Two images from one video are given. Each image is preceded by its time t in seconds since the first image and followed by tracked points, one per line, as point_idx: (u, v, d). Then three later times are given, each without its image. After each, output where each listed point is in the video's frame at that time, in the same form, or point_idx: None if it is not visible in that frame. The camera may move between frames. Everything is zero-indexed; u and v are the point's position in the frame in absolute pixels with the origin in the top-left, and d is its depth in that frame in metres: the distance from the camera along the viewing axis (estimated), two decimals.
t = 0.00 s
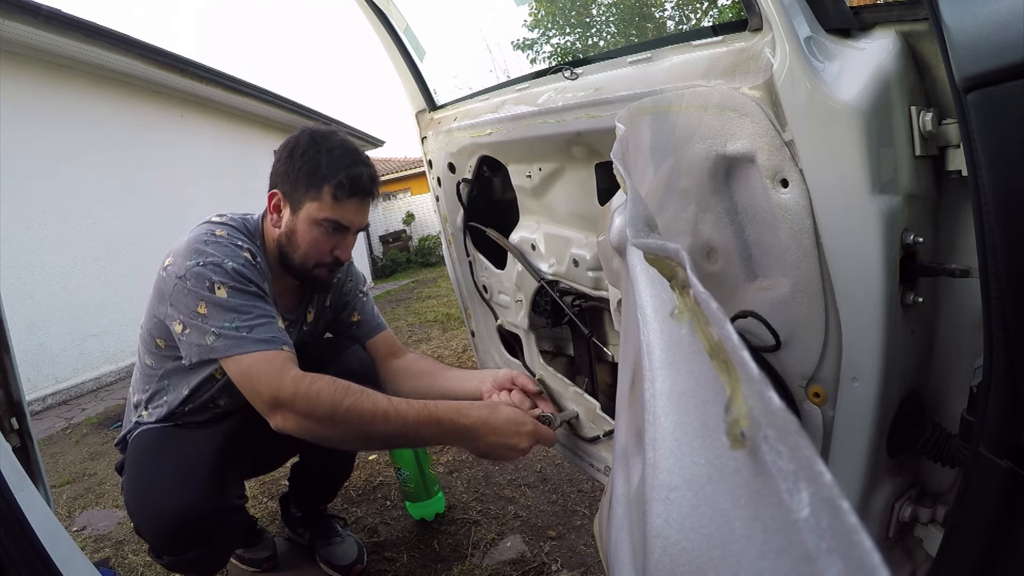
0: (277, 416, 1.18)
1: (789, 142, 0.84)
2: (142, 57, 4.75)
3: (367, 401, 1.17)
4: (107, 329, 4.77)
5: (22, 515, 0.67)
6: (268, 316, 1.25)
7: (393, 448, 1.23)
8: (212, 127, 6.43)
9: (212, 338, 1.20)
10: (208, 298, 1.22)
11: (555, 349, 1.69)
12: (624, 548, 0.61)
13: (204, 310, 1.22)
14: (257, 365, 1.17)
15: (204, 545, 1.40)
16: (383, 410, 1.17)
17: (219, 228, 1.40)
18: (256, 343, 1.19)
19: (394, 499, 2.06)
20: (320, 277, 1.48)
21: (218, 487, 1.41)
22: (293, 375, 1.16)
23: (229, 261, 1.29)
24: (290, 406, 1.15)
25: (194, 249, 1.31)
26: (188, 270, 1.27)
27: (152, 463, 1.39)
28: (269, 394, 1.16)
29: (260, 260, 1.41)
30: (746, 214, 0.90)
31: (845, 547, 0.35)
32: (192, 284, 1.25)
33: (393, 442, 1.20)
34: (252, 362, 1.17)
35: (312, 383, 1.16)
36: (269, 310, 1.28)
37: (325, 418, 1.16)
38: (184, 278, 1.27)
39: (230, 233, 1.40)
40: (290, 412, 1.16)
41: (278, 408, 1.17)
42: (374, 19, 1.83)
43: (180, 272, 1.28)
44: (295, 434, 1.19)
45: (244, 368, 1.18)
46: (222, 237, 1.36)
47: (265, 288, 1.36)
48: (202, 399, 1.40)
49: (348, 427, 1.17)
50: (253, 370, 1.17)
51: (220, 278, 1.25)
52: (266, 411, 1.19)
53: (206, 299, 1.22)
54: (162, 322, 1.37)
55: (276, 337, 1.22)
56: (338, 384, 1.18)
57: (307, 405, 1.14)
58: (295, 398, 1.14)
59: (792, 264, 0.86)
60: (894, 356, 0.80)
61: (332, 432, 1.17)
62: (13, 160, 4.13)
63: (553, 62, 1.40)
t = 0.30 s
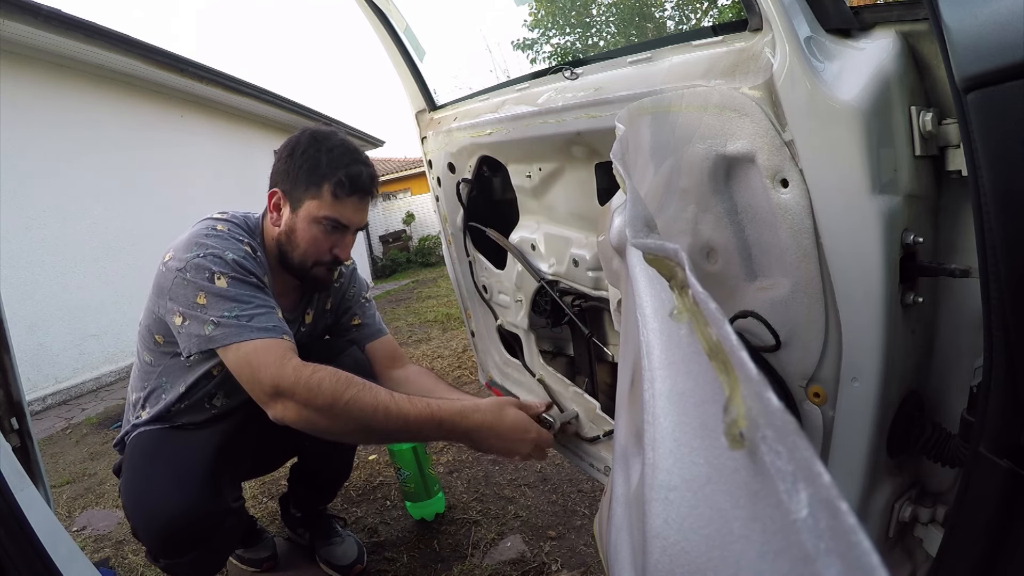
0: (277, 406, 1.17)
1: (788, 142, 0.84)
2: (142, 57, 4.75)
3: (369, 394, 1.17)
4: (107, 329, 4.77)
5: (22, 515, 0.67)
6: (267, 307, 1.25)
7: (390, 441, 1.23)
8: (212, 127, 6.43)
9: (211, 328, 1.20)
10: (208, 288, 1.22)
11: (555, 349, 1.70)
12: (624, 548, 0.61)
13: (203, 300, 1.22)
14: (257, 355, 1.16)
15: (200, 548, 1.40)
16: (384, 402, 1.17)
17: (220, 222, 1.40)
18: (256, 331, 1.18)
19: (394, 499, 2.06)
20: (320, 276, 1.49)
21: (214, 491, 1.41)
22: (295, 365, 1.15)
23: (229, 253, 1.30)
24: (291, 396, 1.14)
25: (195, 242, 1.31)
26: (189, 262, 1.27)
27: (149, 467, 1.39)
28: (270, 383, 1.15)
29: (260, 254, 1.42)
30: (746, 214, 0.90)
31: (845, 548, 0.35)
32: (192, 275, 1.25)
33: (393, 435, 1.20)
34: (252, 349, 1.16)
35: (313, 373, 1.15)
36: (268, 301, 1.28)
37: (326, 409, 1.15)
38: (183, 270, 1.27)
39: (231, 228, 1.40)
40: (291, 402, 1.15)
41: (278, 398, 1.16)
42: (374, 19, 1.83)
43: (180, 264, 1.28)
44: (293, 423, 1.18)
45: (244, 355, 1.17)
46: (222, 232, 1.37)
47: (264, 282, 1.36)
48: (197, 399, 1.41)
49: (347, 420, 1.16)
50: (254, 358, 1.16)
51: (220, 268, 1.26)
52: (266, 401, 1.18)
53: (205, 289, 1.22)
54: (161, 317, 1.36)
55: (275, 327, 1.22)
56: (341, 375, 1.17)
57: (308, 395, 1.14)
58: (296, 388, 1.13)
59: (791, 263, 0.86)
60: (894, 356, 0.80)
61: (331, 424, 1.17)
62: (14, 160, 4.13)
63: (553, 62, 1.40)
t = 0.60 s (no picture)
0: (279, 412, 1.18)
1: (789, 142, 0.84)
2: (142, 57, 4.75)
3: (370, 402, 1.17)
4: (107, 329, 4.77)
5: (22, 515, 0.67)
6: (268, 310, 1.25)
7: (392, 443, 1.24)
8: (212, 127, 6.43)
9: (212, 331, 1.20)
10: (208, 291, 1.22)
11: (555, 349, 1.70)
12: (624, 548, 0.61)
13: (203, 303, 1.22)
14: (258, 362, 1.16)
15: (197, 550, 1.39)
16: (384, 410, 1.17)
17: (220, 222, 1.40)
18: (256, 336, 1.19)
19: (394, 499, 2.06)
20: (321, 278, 1.49)
21: (209, 493, 1.41)
22: (295, 372, 1.15)
23: (229, 255, 1.30)
24: (292, 403, 1.15)
25: (195, 242, 1.31)
26: (188, 264, 1.27)
27: (144, 469, 1.39)
28: (272, 391, 1.16)
29: (259, 255, 1.42)
30: (746, 214, 0.90)
31: (848, 545, 0.36)
32: (191, 277, 1.25)
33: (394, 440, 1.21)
34: (253, 357, 1.17)
35: (314, 381, 1.15)
36: (268, 305, 1.28)
37: (326, 416, 1.15)
38: (183, 271, 1.26)
39: (231, 228, 1.40)
40: (292, 409, 1.16)
41: (280, 403, 1.17)
42: (374, 19, 1.83)
43: (179, 265, 1.28)
44: (295, 428, 1.20)
45: (247, 361, 1.17)
46: (222, 232, 1.36)
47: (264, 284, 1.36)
48: (193, 397, 1.43)
49: (347, 426, 1.16)
50: (255, 366, 1.16)
51: (220, 271, 1.25)
52: (269, 406, 1.19)
53: (205, 292, 1.22)
54: (160, 317, 1.36)
55: (276, 331, 1.22)
56: (341, 382, 1.17)
57: (308, 403, 1.14)
58: (297, 395, 1.14)
59: (791, 264, 0.86)
60: (894, 356, 0.80)
61: (332, 430, 1.18)
62: (14, 160, 4.13)
63: (552, 62, 1.40)
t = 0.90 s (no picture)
0: (278, 410, 1.18)
1: (789, 142, 0.84)
2: (142, 57, 4.75)
3: (369, 399, 1.17)
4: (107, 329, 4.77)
5: (22, 515, 0.67)
6: (265, 309, 1.25)
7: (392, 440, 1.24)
8: (212, 127, 6.43)
9: (210, 330, 1.20)
10: (205, 291, 1.22)
11: (555, 349, 1.70)
12: (624, 549, 0.61)
13: (200, 303, 1.22)
14: (256, 361, 1.16)
15: (194, 552, 1.39)
16: (384, 406, 1.17)
17: (217, 223, 1.40)
18: (255, 335, 1.19)
19: (394, 499, 2.06)
20: (319, 278, 1.49)
21: (207, 494, 1.41)
22: (294, 370, 1.16)
23: (226, 255, 1.30)
24: (291, 401, 1.15)
25: (192, 242, 1.31)
26: (186, 265, 1.27)
27: (142, 471, 1.38)
28: (270, 389, 1.15)
29: (257, 256, 1.41)
30: (746, 214, 0.90)
31: (843, 547, 0.35)
32: (189, 277, 1.25)
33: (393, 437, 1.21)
34: (251, 355, 1.17)
35: (312, 378, 1.15)
36: (266, 304, 1.28)
37: (325, 413, 1.15)
38: (181, 272, 1.26)
39: (229, 228, 1.40)
40: (291, 406, 1.15)
41: (278, 402, 1.17)
42: (373, 19, 1.83)
43: (177, 265, 1.28)
44: (294, 426, 1.19)
45: (245, 359, 1.17)
46: (219, 232, 1.36)
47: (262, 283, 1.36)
48: (192, 396, 1.43)
49: (346, 423, 1.16)
50: (253, 364, 1.16)
51: (217, 271, 1.25)
52: (267, 405, 1.19)
53: (203, 292, 1.22)
54: (158, 317, 1.36)
55: (274, 329, 1.22)
56: (339, 379, 1.17)
57: (307, 400, 1.14)
58: (296, 393, 1.13)
59: (792, 263, 0.86)
60: (894, 356, 0.80)
61: (331, 427, 1.17)
62: (14, 160, 4.13)
63: (553, 62, 1.40)
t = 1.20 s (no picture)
0: (279, 405, 1.14)
1: (788, 142, 0.84)
2: (142, 57, 4.75)
3: (372, 387, 1.14)
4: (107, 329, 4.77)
5: (22, 515, 0.67)
6: (265, 306, 1.25)
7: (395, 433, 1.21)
8: (212, 127, 6.43)
9: (208, 328, 1.19)
10: (204, 289, 1.22)
11: (555, 349, 1.70)
12: (622, 549, 0.61)
13: (199, 301, 1.22)
14: (256, 356, 1.15)
15: (195, 551, 1.39)
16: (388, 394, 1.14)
17: (216, 223, 1.40)
18: (255, 331, 1.18)
19: (394, 499, 2.06)
20: (318, 277, 1.49)
21: (207, 494, 1.41)
22: (295, 361, 1.14)
23: (225, 254, 1.30)
24: (293, 392, 1.12)
25: (190, 243, 1.32)
26: (184, 264, 1.27)
27: (142, 471, 1.39)
28: (272, 382, 1.13)
29: (256, 256, 1.42)
30: (746, 214, 0.90)
31: (837, 550, 0.35)
32: (188, 276, 1.25)
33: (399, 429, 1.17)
34: (251, 350, 1.16)
35: (314, 368, 1.13)
36: (266, 302, 1.28)
37: (328, 403, 1.12)
38: (179, 271, 1.26)
39: (228, 229, 1.41)
40: (294, 399, 1.13)
41: (280, 396, 1.14)
42: (373, 19, 1.83)
43: (175, 265, 1.28)
44: (296, 420, 1.17)
45: (245, 353, 1.16)
46: (218, 233, 1.37)
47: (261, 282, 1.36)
48: (191, 396, 1.43)
49: (349, 414, 1.14)
50: (254, 358, 1.15)
51: (216, 269, 1.26)
52: (268, 401, 1.15)
53: (202, 290, 1.22)
54: (157, 318, 1.36)
55: (273, 325, 1.21)
56: (341, 369, 1.15)
57: (309, 390, 1.11)
58: (298, 383, 1.11)
59: (791, 263, 0.86)
60: (894, 356, 0.80)
61: (335, 418, 1.14)
62: (14, 160, 4.13)
63: (552, 62, 1.40)
